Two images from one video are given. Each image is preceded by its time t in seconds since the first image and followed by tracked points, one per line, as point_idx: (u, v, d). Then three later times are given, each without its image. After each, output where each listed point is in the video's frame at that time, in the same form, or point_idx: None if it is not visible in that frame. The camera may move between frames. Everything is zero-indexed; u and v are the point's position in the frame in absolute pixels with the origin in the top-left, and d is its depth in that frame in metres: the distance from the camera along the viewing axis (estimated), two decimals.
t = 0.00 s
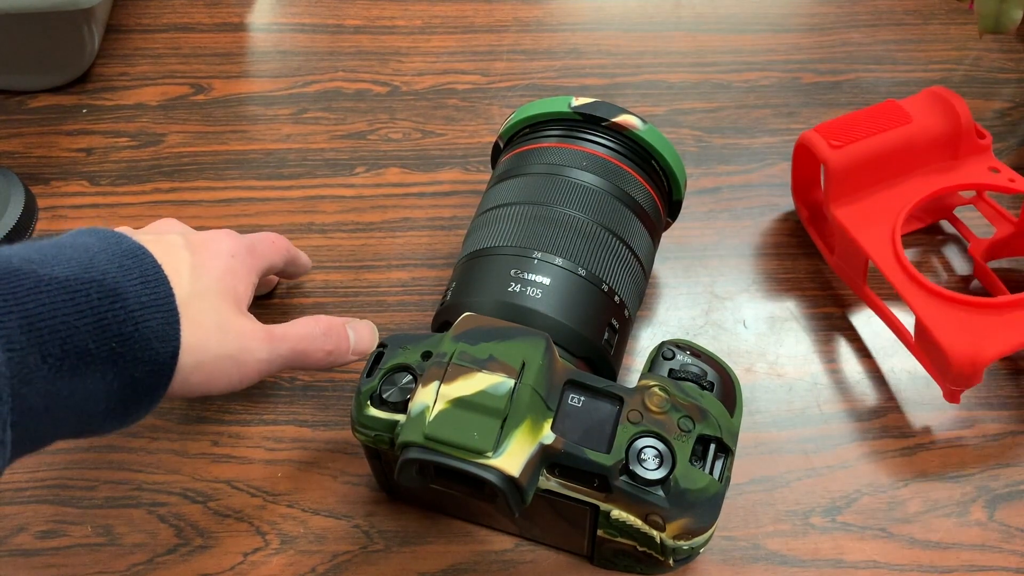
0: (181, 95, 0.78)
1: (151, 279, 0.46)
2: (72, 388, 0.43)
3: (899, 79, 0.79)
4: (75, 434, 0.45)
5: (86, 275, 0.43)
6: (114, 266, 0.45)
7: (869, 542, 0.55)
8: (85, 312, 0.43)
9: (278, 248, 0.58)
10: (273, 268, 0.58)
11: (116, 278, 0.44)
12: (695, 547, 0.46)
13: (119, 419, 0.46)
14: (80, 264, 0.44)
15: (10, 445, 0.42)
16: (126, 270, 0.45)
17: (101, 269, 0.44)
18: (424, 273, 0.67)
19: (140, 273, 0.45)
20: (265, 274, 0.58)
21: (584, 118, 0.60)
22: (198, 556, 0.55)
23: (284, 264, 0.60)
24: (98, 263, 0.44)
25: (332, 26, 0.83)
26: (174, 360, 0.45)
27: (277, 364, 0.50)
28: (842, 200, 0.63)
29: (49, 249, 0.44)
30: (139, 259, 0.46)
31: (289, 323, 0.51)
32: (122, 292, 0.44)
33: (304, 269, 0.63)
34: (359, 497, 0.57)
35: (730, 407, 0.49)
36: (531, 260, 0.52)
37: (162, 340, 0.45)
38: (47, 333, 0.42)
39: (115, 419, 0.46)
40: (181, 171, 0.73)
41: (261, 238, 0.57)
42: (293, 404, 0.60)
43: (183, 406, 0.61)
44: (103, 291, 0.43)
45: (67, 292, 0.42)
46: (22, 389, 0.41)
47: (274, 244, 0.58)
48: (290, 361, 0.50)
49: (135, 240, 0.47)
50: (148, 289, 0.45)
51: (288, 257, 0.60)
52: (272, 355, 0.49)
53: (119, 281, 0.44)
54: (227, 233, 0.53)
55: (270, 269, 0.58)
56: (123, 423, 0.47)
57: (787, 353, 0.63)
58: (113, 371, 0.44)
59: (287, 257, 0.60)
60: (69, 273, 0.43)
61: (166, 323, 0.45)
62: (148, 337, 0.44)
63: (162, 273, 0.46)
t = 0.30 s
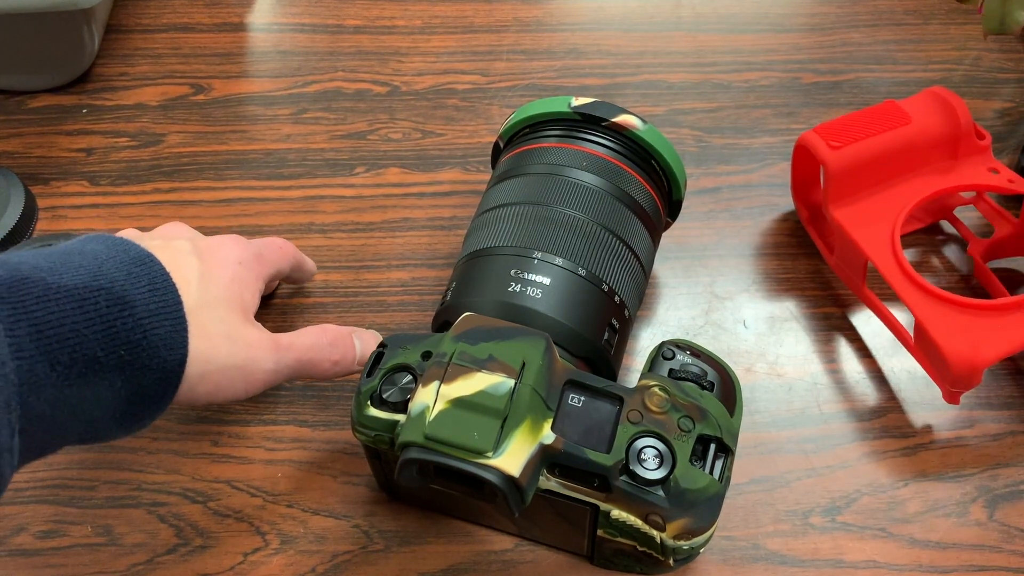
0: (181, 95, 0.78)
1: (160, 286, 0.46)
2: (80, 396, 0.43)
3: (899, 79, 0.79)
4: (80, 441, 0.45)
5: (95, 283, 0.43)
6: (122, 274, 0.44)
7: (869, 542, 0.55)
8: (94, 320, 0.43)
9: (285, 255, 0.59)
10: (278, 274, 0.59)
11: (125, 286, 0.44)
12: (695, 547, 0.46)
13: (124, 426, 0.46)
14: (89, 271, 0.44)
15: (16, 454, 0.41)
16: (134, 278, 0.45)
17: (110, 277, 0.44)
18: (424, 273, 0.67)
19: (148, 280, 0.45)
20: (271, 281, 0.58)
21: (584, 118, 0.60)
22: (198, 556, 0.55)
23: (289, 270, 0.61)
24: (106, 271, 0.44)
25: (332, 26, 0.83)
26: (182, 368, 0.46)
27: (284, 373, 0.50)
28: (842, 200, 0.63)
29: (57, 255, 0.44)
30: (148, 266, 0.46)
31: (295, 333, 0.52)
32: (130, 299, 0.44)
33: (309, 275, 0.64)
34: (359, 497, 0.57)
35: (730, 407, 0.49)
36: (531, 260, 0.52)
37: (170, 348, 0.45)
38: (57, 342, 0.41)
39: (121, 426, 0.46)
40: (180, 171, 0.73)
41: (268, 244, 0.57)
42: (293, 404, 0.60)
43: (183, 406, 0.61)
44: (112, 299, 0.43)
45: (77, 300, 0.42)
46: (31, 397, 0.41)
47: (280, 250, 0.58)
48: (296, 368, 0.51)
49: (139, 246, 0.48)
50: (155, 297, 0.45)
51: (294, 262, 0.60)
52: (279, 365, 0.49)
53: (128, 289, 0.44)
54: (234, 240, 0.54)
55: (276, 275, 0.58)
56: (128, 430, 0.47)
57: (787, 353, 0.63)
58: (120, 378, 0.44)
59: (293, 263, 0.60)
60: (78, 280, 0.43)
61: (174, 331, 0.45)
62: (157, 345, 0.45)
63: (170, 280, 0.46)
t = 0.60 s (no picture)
0: (181, 95, 0.78)
1: (153, 284, 0.46)
2: (76, 392, 0.43)
3: (899, 79, 0.79)
4: (77, 438, 0.45)
5: (89, 280, 0.43)
6: (116, 272, 0.45)
7: (869, 542, 0.55)
8: (88, 317, 0.43)
9: (281, 254, 0.58)
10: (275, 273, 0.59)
11: (119, 284, 0.44)
12: (695, 547, 0.46)
13: (121, 424, 0.46)
14: (83, 269, 0.44)
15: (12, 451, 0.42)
16: (128, 276, 0.45)
17: (103, 275, 0.44)
18: (424, 274, 0.67)
19: (141, 278, 0.45)
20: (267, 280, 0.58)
21: (584, 118, 0.60)
22: (198, 556, 0.55)
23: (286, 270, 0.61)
24: (100, 269, 0.44)
25: (332, 26, 0.83)
26: (177, 365, 0.45)
27: (281, 371, 0.50)
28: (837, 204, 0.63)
29: (51, 254, 0.44)
30: (142, 264, 0.46)
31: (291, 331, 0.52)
32: (124, 297, 0.44)
33: (305, 275, 0.64)
34: (359, 497, 0.57)
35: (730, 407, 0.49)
36: (531, 260, 0.52)
37: (165, 345, 0.45)
38: (51, 339, 0.41)
39: (118, 423, 0.46)
40: (181, 171, 0.73)
41: (264, 244, 0.57)
42: (293, 404, 0.60)
43: (183, 406, 0.61)
44: (106, 297, 0.43)
45: (70, 297, 0.42)
46: (25, 394, 0.41)
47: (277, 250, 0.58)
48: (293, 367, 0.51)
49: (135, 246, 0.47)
50: (150, 294, 0.45)
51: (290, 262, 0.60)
52: (276, 364, 0.49)
53: (122, 287, 0.44)
54: (230, 240, 0.53)
55: (273, 274, 0.58)
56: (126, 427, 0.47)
57: (787, 353, 0.63)
58: (116, 376, 0.44)
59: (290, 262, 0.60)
60: (72, 278, 0.43)
61: (169, 328, 0.45)
62: (152, 342, 0.44)
63: (164, 278, 0.46)
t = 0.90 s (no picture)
0: (181, 95, 0.78)
1: (147, 284, 0.46)
2: (70, 392, 0.43)
3: (899, 79, 0.79)
4: (72, 438, 0.45)
5: (82, 281, 0.43)
6: (109, 272, 0.44)
7: (869, 541, 0.55)
8: (81, 317, 0.43)
9: (278, 253, 0.58)
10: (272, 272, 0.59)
11: (112, 284, 0.44)
12: (695, 547, 0.46)
13: (116, 423, 0.46)
14: (76, 269, 0.43)
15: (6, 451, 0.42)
16: (121, 275, 0.45)
17: (97, 275, 0.44)
18: (424, 274, 0.67)
19: (135, 278, 0.45)
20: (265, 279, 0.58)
21: (584, 118, 0.60)
22: (198, 556, 0.55)
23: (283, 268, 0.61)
24: (93, 268, 0.44)
25: (332, 26, 0.83)
26: (171, 365, 0.45)
27: (276, 370, 0.50)
28: (828, 213, 0.64)
29: (44, 254, 0.44)
30: (135, 264, 0.46)
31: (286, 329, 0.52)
32: (118, 297, 0.44)
33: (303, 273, 0.64)
34: (359, 497, 0.57)
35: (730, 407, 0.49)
36: (530, 260, 0.52)
37: (159, 345, 0.45)
38: (44, 340, 0.41)
39: (112, 422, 0.46)
40: (180, 171, 0.73)
41: (260, 243, 0.57)
42: (293, 404, 0.60)
43: (183, 406, 0.61)
44: (99, 297, 0.43)
45: (63, 298, 0.42)
46: (19, 395, 0.41)
47: (274, 249, 0.58)
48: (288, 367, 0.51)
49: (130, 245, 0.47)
50: (143, 294, 0.45)
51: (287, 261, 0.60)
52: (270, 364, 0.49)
53: (116, 287, 0.44)
54: (227, 239, 0.53)
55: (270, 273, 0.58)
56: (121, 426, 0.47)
57: (787, 353, 0.63)
58: (110, 376, 0.44)
59: (287, 261, 0.60)
60: (64, 279, 0.43)
61: (163, 328, 0.45)
62: (146, 342, 0.44)
63: (157, 277, 0.46)
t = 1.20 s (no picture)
0: (181, 95, 0.78)
1: (150, 293, 0.45)
2: (75, 403, 0.43)
3: (898, 79, 0.79)
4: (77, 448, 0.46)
5: (84, 291, 0.43)
6: (111, 282, 0.44)
7: (869, 541, 0.55)
8: (82, 329, 0.43)
9: (278, 255, 0.58)
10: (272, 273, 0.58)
11: (114, 294, 0.44)
12: (695, 547, 0.46)
13: (121, 433, 0.46)
14: (78, 281, 0.44)
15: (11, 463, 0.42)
16: (123, 286, 0.45)
17: (98, 285, 0.44)
18: (424, 274, 0.67)
19: (138, 288, 0.45)
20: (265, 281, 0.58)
21: (584, 118, 0.60)
22: (198, 556, 0.55)
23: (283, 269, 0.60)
24: (95, 279, 0.44)
25: (332, 26, 0.83)
26: (175, 374, 0.45)
27: (278, 369, 0.50)
28: (833, 210, 0.63)
29: (46, 266, 0.44)
30: (137, 273, 0.46)
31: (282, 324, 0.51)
32: (120, 307, 0.44)
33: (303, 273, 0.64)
34: (359, 497, 0.57)
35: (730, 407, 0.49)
36: (530, 260, 0.52)
37: (163, 354, 0.45)
38: (47, 351, 0.41)
39: (117, 433, 0.46)
40: (180, 171, 0.73)
41: (260, 245, 0.57)
42: (293, 404, 0.60)
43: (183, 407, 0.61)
44: (101, 307, 0.43)
45: (65, 310, 0.42)
46: (24, 407, 0.41)
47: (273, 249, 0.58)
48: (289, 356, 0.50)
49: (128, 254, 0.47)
50: (145, 303, 0.45)
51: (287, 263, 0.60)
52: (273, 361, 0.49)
53: (117, 297, 0.44)
54: (227, 243, 0.53)
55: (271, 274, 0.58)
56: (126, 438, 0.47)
57: (787, 353, 0.63)
58: (113, 386, 0.44)
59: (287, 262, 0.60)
60: (66, 290, 0.43)
61: (166, 337, 0.45)
62: (149, 352, 0.44)
63: (159, 287, 0.46)
